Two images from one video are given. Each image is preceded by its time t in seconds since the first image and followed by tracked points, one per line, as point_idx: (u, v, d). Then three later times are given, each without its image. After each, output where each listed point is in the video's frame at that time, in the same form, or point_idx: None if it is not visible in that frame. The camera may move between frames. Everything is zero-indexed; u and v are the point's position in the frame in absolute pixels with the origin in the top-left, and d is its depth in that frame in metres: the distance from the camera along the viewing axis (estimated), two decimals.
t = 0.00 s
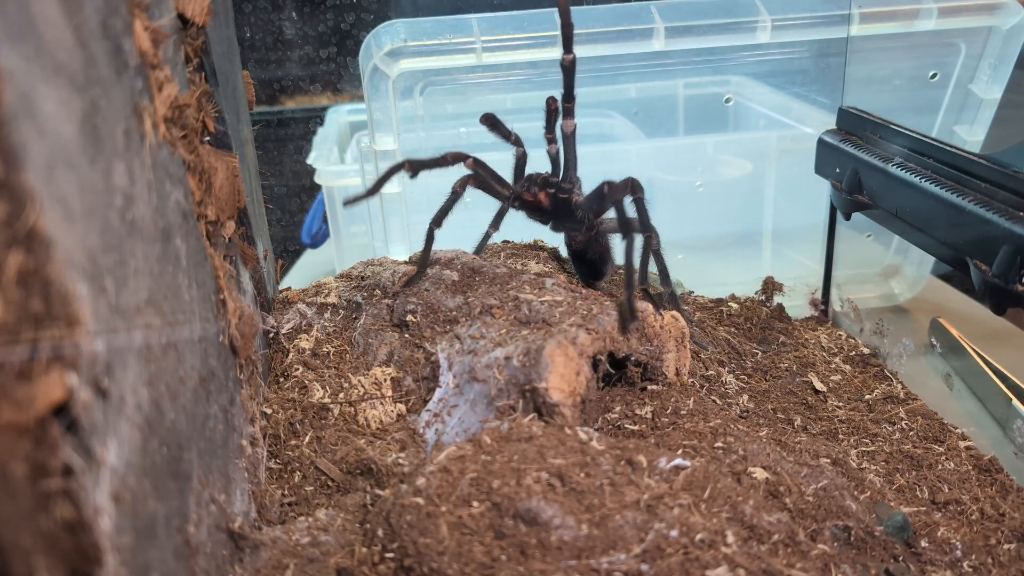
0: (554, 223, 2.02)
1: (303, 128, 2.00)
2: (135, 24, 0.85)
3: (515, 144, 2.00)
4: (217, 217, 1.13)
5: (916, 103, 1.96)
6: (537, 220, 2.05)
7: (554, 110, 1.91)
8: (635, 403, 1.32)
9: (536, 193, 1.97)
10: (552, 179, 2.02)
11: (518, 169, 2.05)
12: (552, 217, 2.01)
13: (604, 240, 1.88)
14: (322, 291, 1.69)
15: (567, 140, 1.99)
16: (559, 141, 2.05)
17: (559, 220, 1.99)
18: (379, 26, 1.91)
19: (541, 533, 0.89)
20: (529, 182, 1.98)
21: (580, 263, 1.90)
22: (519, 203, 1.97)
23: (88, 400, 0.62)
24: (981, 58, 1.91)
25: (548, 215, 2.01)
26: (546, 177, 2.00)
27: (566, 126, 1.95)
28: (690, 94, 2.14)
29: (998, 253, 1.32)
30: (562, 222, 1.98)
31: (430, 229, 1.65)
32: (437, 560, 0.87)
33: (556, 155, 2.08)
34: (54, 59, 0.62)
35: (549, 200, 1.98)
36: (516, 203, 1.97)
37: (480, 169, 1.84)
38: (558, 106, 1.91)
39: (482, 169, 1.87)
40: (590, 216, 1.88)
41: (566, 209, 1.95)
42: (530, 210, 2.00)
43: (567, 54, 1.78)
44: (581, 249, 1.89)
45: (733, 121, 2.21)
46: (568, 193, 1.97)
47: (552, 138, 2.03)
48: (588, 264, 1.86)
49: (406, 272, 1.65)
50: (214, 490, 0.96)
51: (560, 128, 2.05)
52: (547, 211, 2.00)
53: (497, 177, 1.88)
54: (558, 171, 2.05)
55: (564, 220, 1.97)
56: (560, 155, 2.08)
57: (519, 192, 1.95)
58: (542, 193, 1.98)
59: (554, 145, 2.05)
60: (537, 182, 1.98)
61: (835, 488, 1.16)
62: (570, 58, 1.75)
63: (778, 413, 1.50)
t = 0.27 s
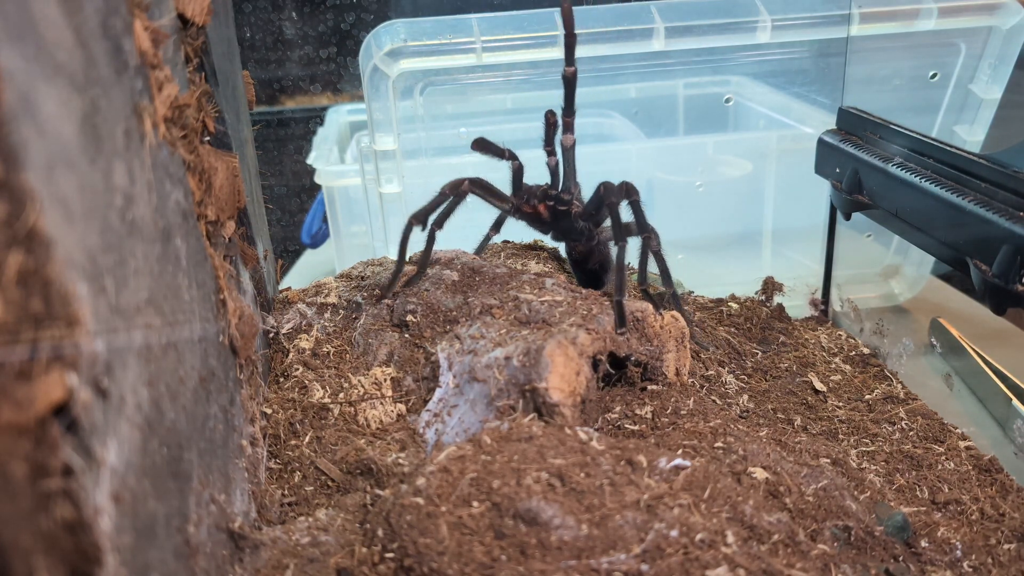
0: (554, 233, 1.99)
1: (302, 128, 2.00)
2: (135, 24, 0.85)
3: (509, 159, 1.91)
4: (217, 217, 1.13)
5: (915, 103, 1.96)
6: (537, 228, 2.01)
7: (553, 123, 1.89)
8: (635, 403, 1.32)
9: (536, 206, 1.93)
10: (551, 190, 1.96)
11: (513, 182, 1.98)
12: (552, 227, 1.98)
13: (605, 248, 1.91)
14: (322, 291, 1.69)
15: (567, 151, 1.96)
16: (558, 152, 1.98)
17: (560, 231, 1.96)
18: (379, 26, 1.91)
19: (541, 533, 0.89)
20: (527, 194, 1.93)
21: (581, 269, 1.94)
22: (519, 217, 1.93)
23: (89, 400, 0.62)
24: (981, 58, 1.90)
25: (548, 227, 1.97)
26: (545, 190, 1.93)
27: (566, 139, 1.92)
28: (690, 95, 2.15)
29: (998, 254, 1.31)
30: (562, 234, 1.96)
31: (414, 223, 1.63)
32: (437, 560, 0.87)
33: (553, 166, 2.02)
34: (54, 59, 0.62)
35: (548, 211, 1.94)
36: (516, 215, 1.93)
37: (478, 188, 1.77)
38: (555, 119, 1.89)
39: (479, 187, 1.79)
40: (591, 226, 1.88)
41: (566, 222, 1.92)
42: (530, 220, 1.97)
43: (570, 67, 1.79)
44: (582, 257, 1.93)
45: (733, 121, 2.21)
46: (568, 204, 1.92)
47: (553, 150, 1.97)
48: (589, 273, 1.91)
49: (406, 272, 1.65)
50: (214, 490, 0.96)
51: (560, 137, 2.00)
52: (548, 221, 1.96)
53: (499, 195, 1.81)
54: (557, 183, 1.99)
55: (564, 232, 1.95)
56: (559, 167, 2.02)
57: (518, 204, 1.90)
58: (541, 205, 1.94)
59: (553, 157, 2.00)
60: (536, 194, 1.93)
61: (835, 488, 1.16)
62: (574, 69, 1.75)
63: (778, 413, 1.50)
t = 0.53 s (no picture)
0: (557, 239, 1.99)
1: (303, 128, 2.00)
2: (135, 24, 0.85)
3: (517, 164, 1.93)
4: (217, 217, 1.13)
5: (916, 103, 1.96)
6: (542, 235, 2.01)
7: (557, 129, 1.91)
8: (635, 403, 1.32)
9: (540, 211, 1.95)
10: (555, 195, 1.98)
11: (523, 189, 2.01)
12: (557, 234, 1.98)
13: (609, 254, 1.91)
14: (322, 291, 1.69)
15: (571, 158, 1.97)
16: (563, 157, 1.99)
17: (563, 237, 1.96)
18: (379, 26, 1.91)
19: (541, 533, 0.89)
20: (532, 199, 1.95)
21: (585, 275, 1.95)
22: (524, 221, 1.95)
23: (89, 400, 0.62)
24: (982, 58, 1.90)
25: (552, 233, 1.98)
26: (550, 196, 1.96)
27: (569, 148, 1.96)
28: (690, 95, 2.15)
29: (998, 254, 1.31)
30: (565, 240, 1.96)
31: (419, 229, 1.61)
32: (437, 560, 0.87)
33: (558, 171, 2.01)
34: (53, 59, 0.62)
35: (552, 217, 1.95)
36: (520, 220, 1.94)
37: (483, 193, 1.79)
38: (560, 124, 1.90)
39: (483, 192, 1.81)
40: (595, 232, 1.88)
41: (569, 228, 1.92)
42: (535, 226, 1.97)
43: (575, 75, 1.83)
44: (587, 263, 1.93)
45: (733, 121, 2.22)
46: (572, 209, 1.93)
47: (556, 155, 1.99)
48: (592, 278, 1.91)
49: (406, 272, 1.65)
50: (214, 490, 0.96)
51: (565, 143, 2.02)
52: (552, 227, 1.97)
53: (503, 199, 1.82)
54: (561, 187, 2.00)
55: (567, 238, 1.95)
56: (564, 173, 2.02)
57: (523, 209, 1.91)
58: (545, 210, 1.95)
59: (558, 161, 1.99)
60: (540, 199, 1.95)
61: (835, 489, 1.16)
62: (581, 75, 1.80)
63: (778, 413, 1.50)
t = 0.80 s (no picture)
0: (558, 240, 1.99)
1: (303, 128, 2.00)
2: (135, 24, 0.85)
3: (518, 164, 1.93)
4: (217, 217, 1.13)
5: (916, 103, 1.95)
6: (543, 237, 2.01)
7: (555, 131, 1.92)
8: (635, 403, 1.32)
9: (540, 212, 1.95)
10: (555, 196, 1.98)
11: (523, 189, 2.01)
12: (557, 235, 1.98)
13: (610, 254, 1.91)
14: (322, 291, 1.69)
15: (570, 161, 1.98)
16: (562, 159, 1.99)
17: (563, 238, 1.97)
18: (379, 26, 1.91)
19: (541, 533, 0.89)
20: (532, 200, 1.95)
21: (585, 276, 1.95)
22: (524, 223, 1.95)
23: (88, 400, 0.62)
24: (982, 58, 1.90)
25: (552, 234, 1.98)
26: (549, 198, 1.96)
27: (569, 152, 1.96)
28: (690, 95, 2.15)
29: (998, 253, 1.31)
30: (565, 241, 1.97)
31: (420, 230, 1.60)
32: (437, 560, 0.87)
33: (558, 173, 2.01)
34: (54, 59, 0.62)
35: (552, 218, 1.95)
36: (521, 222, 1.94)
37: (483, 193, 1.79)
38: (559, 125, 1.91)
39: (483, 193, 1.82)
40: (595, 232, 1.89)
41: (569, 229, 1.93)
42: (535, 227, 1.97)
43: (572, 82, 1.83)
44: (587, 264, 1.93)
45: (733, 121, 2.22)
46: (572, 210, 1.93)
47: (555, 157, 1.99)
48: (593, 279, 1.91)
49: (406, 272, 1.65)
50: (214, 490, 0.96)
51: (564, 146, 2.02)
52: (552, 228, 1.97)
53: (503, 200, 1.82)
54: (561, 187, 2.00)
55: (568, 239, 1.95)
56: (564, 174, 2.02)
57: (523, 210, 1.91)
58: (545, 211, 1.96)
59: (558, 162, 2.00)
60: (540, 200, 1.95)
61: (835, 489, 1.16)
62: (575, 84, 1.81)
63: (778, 413, 1.50)
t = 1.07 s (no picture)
0: (557, 241, 2.00)
1: (303, 128, 2.00)
2: (135, 24, 0.85)
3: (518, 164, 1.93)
4: (217, 217, 1.13)
5: (915, 103, 1.98)
6: (543, 238, 2.01)
7: (554, 131, 1.92)
8: (635, 403, 1.32)
9: (540, 213, 1.95)
10: (554, 197, 1.98)
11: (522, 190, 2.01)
12: (557, 236, 1.98)
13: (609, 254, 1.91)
14: (322, 291, 1.69)
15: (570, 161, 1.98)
16: (561, 160, 1.99)
17: (563, 239, 1.97)
18: (379, 26, 1.91)
19: (541, 533, 0.89)
20: (531, 201, 1.96)
21: (585, 276, 1.95)
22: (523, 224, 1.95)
23: (89, 400, 0.62)
24: (982, 58, 1.90)
25: (551, 235, 1.98)
26: (548, 198, 1.96)
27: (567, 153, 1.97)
28: (690, 95, 2.15)
29: (998, 253, 1.31)
30: (565, 241, 1.97)
31: (420, 231, 1.59)
32: (437, 560, 0.87)
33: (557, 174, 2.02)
34: (53, 59, 0.62)
35: (552, 218, 1.95)
36: (520, 223, 1.94)
37: (482, 194, 1.79)
38: (558, 126, 1.92)
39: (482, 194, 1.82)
40: (594, 233, 1.89)
41: (569, 229, 1.93)
42: (535, 228, 1.97)
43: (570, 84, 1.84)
44: (587, 265, 1.93)
45: (733, 121, 2.23)
46: (571, 210, 1.93)
47: (553, 158, 1.99)
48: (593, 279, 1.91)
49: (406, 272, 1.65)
50: (214, 490, 0.96)
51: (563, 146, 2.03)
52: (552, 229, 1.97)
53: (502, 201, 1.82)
54: (560, 188, 2.01)
55: (567, 240, 1.95)
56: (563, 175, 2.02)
57: (522, 211, 1.91)
58: (545, 212, 1.96)
59: (557, 163, 2.00)
60: (539, 201, 1.95)
61: (835, 489, 1.16)
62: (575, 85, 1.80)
63: (779, 413, 1.50)
